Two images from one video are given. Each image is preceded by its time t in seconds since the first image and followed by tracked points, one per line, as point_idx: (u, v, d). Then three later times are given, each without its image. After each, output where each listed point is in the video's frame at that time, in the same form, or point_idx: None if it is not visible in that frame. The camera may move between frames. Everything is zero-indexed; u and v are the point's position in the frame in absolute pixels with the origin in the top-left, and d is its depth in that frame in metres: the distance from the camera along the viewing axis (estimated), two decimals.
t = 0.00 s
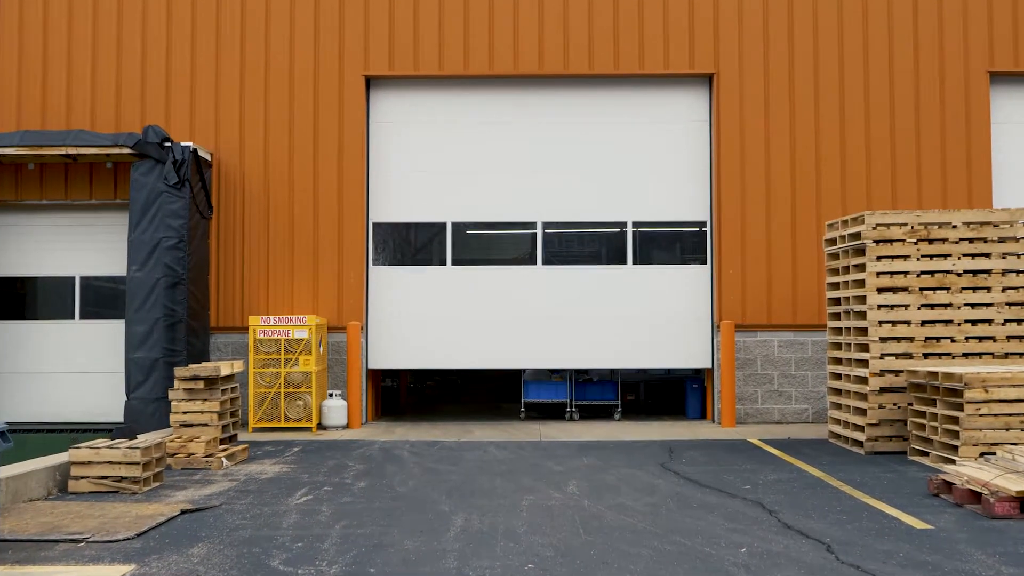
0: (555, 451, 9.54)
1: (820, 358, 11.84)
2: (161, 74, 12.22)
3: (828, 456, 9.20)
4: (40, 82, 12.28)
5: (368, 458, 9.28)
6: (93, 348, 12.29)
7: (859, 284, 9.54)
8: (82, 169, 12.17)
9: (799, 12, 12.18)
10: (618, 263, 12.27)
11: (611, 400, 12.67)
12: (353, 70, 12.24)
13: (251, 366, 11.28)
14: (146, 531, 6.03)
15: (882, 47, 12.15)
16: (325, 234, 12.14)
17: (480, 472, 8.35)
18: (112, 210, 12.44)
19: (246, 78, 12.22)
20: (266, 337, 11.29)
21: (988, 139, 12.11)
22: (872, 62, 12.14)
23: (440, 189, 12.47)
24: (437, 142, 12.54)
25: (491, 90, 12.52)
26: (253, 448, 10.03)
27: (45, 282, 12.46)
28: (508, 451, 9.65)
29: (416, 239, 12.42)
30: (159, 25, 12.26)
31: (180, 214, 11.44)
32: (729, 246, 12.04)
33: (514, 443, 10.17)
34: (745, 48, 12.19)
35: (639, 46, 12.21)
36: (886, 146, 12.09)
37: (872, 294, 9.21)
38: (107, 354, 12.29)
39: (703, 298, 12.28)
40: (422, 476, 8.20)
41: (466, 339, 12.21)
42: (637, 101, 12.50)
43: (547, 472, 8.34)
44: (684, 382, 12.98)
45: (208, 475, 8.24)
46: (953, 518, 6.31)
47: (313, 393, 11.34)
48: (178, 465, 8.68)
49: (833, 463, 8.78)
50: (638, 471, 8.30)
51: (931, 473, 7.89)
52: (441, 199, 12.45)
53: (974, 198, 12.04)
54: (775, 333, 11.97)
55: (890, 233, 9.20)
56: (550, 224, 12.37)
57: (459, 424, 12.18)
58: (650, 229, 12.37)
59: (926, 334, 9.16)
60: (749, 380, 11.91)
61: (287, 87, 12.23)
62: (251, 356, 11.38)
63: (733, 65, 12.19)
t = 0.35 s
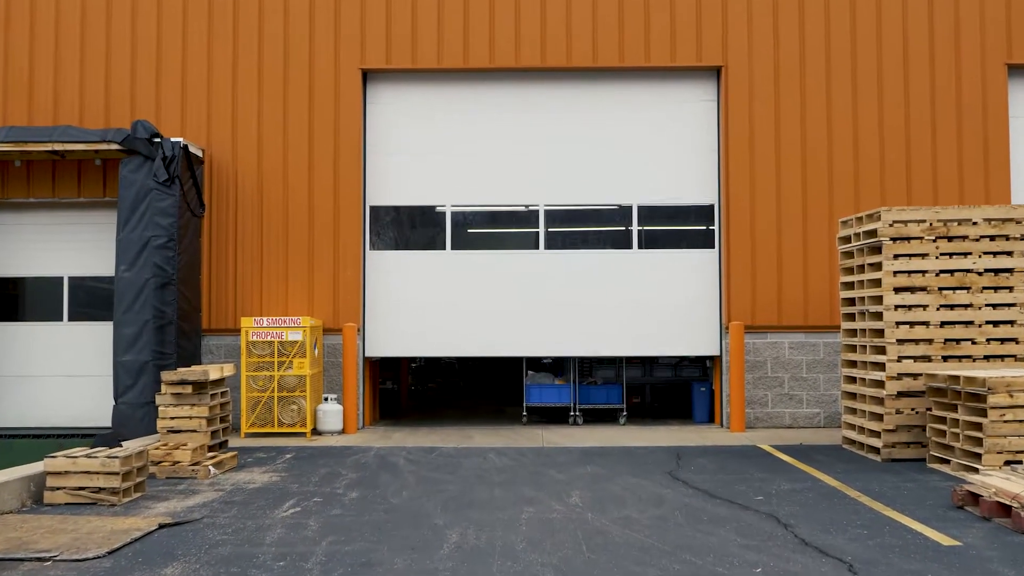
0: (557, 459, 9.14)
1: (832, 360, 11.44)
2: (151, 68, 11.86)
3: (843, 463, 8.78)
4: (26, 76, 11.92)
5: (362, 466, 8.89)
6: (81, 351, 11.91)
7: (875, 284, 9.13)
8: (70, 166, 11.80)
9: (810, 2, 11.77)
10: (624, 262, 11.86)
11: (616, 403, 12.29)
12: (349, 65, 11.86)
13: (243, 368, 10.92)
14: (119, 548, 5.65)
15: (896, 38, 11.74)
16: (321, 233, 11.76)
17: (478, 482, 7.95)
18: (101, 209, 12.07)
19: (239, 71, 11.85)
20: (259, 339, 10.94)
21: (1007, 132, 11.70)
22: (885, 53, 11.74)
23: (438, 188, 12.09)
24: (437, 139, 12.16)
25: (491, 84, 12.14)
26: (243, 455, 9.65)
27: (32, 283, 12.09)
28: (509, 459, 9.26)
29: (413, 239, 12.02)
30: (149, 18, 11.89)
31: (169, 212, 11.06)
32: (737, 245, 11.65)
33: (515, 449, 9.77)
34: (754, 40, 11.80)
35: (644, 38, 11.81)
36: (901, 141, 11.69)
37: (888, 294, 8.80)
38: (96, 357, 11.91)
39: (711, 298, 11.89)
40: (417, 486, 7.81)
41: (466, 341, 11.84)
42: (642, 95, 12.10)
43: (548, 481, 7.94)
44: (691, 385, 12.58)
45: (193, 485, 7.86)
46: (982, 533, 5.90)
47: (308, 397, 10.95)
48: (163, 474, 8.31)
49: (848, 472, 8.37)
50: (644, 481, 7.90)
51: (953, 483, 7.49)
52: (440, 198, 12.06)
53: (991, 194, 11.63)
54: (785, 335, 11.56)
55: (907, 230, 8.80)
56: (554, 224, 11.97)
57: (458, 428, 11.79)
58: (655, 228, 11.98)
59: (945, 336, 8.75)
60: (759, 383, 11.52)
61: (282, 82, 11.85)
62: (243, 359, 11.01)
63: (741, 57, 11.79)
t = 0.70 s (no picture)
0: (560, 467, 8.59)
1: (848, 360, 10.90)
2: (133, 55, 11.30)
3: (864, 473, 8.24)
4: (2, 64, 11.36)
5: (352, 475, 8.35)
6: (58, 351, 11.36)
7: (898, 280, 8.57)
8: (49, 158, 11.25)
9: None
10: (629, 261, 11.33)
11: (620, 405, 11.72)
12: (341, 50, 11.30)
13: (228, 370, 10.38)
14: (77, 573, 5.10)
15: (915, 21, 11.18)
16: (311, 227, 11.21)
17: (475, 493, 7.40)
18: (81, 203, 11.51)
19: (226, 58, 11.30)
20: (246, 339, 10.40)
21: None
22: (903, 38, 11.18)
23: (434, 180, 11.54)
24: (432, 129, 11.59)
25: (490, 71, 11.58)
26: (226, 462, 9.11)
27: (8, 280, 11.54)
28: (508, 466, 8.71)
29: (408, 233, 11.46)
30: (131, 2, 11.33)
31: (152, 205, 10.49)
32: (748, 239, 11.09)
33: (515, 456, 9.22)
34: (766, 24, 11.23)
35: (651, 23, 11.25)
36: (921, 131, 11.13)
37: (914, 292, 8.25)
38: (74, 357, 11.35)
39: (721, 296, 11.34)
40: (409, 498, 7.27)
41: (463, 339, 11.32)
42: (649, 82, 11.53)
43: (550, 493, 7.39)
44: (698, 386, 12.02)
45: (169, 497, 7.32)
46: None
47: (297, 399, 10.41)
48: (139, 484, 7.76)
49: (872, 482, 7.82)
50: (654, 493, 7.35)
51: (987, 496, 6.94)
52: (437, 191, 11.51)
53: (1016, 185, 11.07)
54: (799, 334, 11.01)
55: (933, 223, 8.23)
56: (555, 217, 11.40)
57: (455, 432, 11.23)
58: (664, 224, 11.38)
59: (974, 336, 8.20)
60: (771, 385, 10.97)
61: (270, 68, 11.29)
62: (229, 360, 10.48)
63: (752, 43, 11.22)
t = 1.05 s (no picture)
0: (561, 477, 8.00)
1: (865, 360, 10.32)
2: (109, 37, 10.70)
3: (889, 482, 7.65)
4: None
5: (337, 486, 7.75)
6: (31, 351, 10.75)
7: (924, 275, 7.99)
8: (20, 147, 10.67)
9: None
10: (635, 257, 10.75)
11: (624, 408, 11.13)
12: (329, 33, 10.70)
13: (209, 372, 9.78)
14: None
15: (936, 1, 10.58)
16: (297, 221, 10.61)
17: (469, 508, 6.82)
18: (55, 196, 10.92)
19: (207, 41, 10.69)
20: (228, 339, 9.81)
21: None
22: (923, 19, 10.58)
23: (426, 171, 10.92)
24: (425, 117, 10.99)
25: (486, 56, 10.97)
26: (204, 470, 8.51)
27: None
28: (505, 475, 8.12)
29: (400, 228, 10.86)
30: None
31: (128, 196, 9.89)
32: (759, 234, 10.50)
33: (513, 464, 8.63)
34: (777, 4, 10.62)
35: (656, 4, 10.65)
36: (941, 119, 10.52)
37: (942, 288, 7.66)
38: (47, 358, 10.74)
39: (730, 292, 10.76)
40: (398, 513, 6.67)
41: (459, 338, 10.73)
42: (653, 67, 10.93)
43: (551, 507, 6.81)
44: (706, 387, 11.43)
45: (137, 513, 6.73)
46: None
47: (282, 402, 9.82)
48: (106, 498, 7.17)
49: (899, 494, 7.23)
50: (664, 508, 6.76)
51: None
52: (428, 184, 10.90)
53: None
54: (813, 333, 10.42)
55: (963, 214, 7.65)
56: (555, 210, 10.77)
57: (450, 437, 10.63)
58: (674, 220, 10.76)
59: (1007, 336, 7.61)
60: (784, 387, 10.39)
61: (253, 53, 10.68)
62: (209, 361, 9.88)
63: (763, 25, 10.62)
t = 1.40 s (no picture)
0: (566, 486, 7.46)
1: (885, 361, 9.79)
2: (89, 19, 10.15)
3: (920, 493, 7.10)
4: None
5: (326, 496, 7.21)
6: (6, 351, 10.18)
7: (955, 270, 7.46)
8: None
9: None
10: (644, 253, 10.25)
11: (631, 410, 10.59)
12: (320, 15, 10.16)
13: (192, 373, 9.24)
14: None
15: None
16: (287, 214, 10.07)
17: (468, 522, 6.27)
18: (32, 188, 10.38)
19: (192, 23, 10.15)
20: (213, 338, 9.26)
21: None
22: None
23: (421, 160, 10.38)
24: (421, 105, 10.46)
25: (486, 42, 10.43)
26: (184, 478, 7.95)
27: None
28: (506, 485, 7.57)
29: (396, 221, 10.34)
30: None
31: (106, 186, 9.32)
32: (774, 227, 9.97)
33: (514, 471, 8.08)
34: None
35: None
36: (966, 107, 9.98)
37: (976, 284, 7.13)
38: (22, 358, 10.17)
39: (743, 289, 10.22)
40: (390, 528, 6.13)
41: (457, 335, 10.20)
42: (662, 53, 10.39)
43: (557, 521, 6.26)
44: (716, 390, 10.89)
45: (106, 527, 6.18)
46: None
47: (270, 405, 9.27)
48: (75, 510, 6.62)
49: (933, 505, 6.69)
50: (680, 522, 6.21)
51: None
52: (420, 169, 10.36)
53: None
54: (830, 331, 9.88)
55: (998, 204, 7.12)
56: (559, 202, 10.29)
57: (447, 441, 10.09)
58: (685, 214, 10.29)
59: None
60: (800, 389, 9.85)
61: (241, 36, 10.14)
62: (193, 361, 9.34)
63: (778, 6, 10.09)
